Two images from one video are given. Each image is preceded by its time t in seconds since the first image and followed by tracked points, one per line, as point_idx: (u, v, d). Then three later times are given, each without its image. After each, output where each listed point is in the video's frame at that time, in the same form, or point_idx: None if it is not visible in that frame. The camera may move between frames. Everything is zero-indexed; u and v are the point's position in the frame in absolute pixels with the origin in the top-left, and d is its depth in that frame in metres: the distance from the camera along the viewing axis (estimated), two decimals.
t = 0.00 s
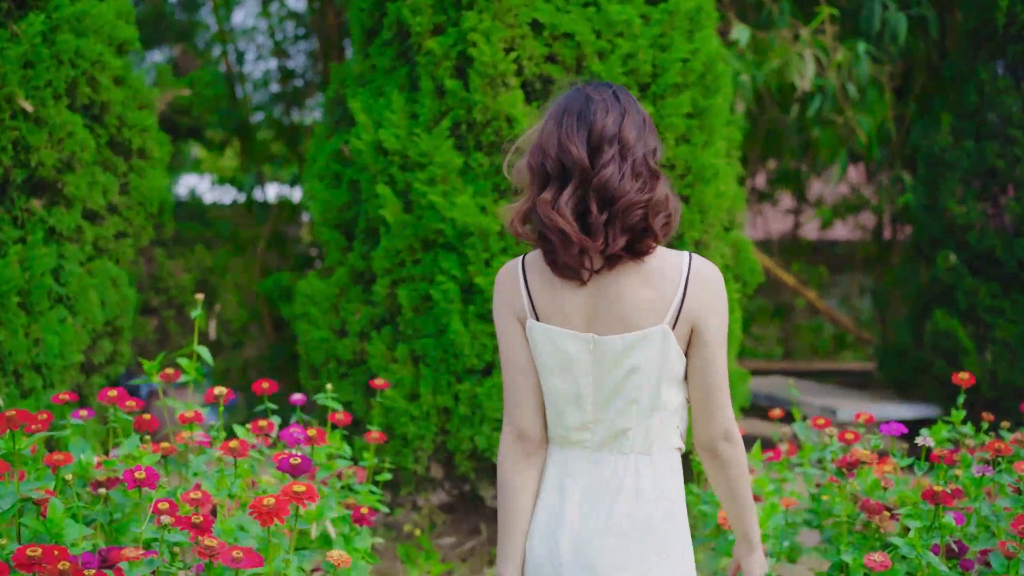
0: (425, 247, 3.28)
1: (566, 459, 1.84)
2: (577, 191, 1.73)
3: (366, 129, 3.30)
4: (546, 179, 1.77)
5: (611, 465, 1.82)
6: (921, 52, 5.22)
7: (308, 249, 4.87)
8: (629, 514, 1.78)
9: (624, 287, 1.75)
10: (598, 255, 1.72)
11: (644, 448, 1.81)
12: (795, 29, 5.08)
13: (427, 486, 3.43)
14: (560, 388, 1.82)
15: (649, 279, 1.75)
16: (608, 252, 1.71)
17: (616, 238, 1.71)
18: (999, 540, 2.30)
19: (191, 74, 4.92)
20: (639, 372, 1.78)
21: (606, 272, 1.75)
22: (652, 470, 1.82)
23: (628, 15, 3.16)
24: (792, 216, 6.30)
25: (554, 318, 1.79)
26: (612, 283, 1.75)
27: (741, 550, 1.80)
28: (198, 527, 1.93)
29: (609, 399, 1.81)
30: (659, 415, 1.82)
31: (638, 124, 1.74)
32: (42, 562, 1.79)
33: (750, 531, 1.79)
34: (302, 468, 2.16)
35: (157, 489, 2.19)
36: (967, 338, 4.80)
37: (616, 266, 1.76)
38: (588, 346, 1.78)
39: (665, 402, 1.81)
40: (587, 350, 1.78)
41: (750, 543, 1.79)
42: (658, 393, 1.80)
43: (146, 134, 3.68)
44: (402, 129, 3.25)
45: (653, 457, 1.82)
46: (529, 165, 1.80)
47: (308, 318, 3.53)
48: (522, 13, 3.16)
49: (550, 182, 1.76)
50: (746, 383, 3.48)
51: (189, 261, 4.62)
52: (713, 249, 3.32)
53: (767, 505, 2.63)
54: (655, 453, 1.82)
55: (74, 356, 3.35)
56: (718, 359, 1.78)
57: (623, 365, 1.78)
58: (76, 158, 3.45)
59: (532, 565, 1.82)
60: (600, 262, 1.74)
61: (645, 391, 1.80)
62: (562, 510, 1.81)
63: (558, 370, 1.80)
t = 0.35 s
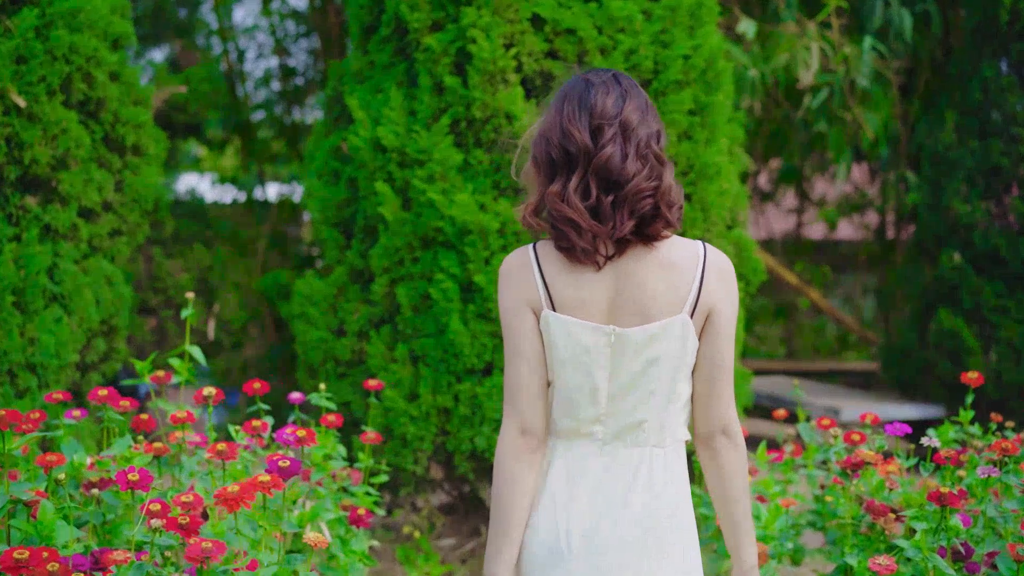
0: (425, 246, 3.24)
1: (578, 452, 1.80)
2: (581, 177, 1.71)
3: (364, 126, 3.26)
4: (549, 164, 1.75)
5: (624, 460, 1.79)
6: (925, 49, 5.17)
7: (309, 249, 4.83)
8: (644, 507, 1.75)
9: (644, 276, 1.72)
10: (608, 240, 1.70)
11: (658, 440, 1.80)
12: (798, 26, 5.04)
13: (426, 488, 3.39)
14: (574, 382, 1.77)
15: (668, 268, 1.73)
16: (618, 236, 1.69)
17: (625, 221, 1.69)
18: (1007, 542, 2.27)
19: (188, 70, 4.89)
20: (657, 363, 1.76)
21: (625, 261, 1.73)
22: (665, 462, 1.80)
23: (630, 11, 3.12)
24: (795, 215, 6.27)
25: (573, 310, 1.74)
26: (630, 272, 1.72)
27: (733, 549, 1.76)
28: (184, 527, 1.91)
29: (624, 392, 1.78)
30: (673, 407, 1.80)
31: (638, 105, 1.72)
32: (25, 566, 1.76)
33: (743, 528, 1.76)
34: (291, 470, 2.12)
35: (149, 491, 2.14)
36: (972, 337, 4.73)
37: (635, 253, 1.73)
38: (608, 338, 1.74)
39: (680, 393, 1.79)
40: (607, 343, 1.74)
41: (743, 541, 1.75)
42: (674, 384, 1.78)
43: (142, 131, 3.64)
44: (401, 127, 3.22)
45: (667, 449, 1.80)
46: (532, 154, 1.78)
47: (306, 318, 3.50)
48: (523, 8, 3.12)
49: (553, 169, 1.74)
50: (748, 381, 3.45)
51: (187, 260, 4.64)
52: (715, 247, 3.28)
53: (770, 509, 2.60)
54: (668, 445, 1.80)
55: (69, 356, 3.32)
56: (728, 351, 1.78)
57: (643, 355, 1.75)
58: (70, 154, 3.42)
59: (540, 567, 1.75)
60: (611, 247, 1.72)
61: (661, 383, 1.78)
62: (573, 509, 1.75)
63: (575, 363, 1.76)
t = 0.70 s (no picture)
0: (422, 243, 3.19)
1: (582, 449, 1.75)
2: (582, 164, 1.66)
3: (361, 121, 3.22)
4: (548, 154, 1.70)
5: (629, 457, 1.75)
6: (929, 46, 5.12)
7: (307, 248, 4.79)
8: (647, 505, 1.73)
9: (651, 266, 1.67)
10: (614, 228, 1.64)
11: (662, 435, 1.76)
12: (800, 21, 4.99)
13: (422, 489, 3.34)
14: (580, 377, 1.72)
15: (674, 258, 1.68)
16: (625, 224, 1.64)
17: (630, 209, 1.64)
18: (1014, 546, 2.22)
19: (183, 66, 4.84)
20: (664, 358, 1.71)
21: (631, 252, 1.67)
22: (667, 458, 1.77)
23: (629, 5, 3.08)
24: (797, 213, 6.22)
25: (580, 303, 1.67)
26: (637, 263, 1.67)
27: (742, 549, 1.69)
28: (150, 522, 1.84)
29: (631, 387, 1.73)
30: (677, 401, 1.76)
31: (637, 93, 1.67)
32: (3, 571, 1.73)
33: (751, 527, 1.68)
34: (279, 474, 2.07)
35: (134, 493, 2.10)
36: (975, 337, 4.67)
37: (640, 243, 1.68)
38: (617, 333, 1.68)
39: (684, 387, 1.75)
40: (616, 337, 1.68)
41: (751, 542, 1.68)
42: (680, 377, 1.74)
43: (134, 128, 3.60)
44: (398, 123, 3.17)
45: (669, 444, 1.77)
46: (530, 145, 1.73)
47: (302, 317, 3.45)
48: (523, 2, 3.07)
49: (553, 158, 1.69)
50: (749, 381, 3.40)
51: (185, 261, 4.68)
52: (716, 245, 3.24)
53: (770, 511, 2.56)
54: (670, 439, 1.77)
55: (62, 355, 3.28)
56: (734, 343, 1.73)
57: (651, 349, 1.70)
58: (62, 150, 3.38)
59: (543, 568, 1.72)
60: (617, 237, 1.66)
61: (667, 377, 1.73)
62: (578, 508, 1.73)
63: (582, 358, 1.70)
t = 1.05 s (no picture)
0: (418, 242, 3.15)
1: (576, 453, 1.71)
2: (571, 164, 1.62)
3: (357, 118, 3.18)
4: (539, 154, 1.66)
5: (623, 459, 1.71)
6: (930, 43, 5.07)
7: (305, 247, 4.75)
8: (644, 507, 1.70)
9: (643, 267, 1.63)
10: (603, 227, 1.61)
11: (655, 436, 1.73)
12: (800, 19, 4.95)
13: (418, 491, 3.30)
14: (573, 381, 1.67)
15: (667, 257, 1.64)
16: (615, 224, 1.60)
17: (621, 208, 1.60)
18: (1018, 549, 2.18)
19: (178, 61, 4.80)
20: (658, 359, 1.67)
21: (623, 252, 1.63)
22: (662, 459, 1.74)
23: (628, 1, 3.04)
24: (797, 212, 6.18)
25: (572, 306, 1.63)
26: (631, 264, 1.63)
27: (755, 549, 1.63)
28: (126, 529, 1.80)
29: (624, 389, 1.69)
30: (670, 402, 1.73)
31: (629, 92, 1.64)
32: None
33: (764, 526, 1.62)
34: (273, 478, 2.03)
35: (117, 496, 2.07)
36: (977, 337, 4.63)
37: (634, 243, 1.63)
38: (611, 337, 1.64)
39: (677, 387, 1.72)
40: (610, 341, 1.64)
41: (764, 542, 1.61)
42: (673, 378, 1.71)
43: (126, 125, 3.57)
44: (395, 119, 3.13)
45: (663, 445, 1.74)
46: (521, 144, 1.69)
47: (298, 316, 3.42)
48: None
49: (542, 157, 1.65)
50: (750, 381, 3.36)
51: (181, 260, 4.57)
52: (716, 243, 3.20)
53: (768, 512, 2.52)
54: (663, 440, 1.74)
55: (53, 355, 3.25)
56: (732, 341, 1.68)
57: (645, 351, 1.66)
58: (53, 148, 3.35)
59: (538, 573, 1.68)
60: (606, 236, 1.62)
61: (661, 378, 1.70)
62: (575, 510, 1.70)
63: (575, 362, 1.66)
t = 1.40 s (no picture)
0: (415, 242, 3.12)
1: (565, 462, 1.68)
2: (555, 171, 1.59)
3: (354, 118, 3.14)
4: (524, 162, 1.63)
5: (615, 466, 1.68)
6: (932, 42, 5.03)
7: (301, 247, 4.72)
8: (637, 514, 1.66)
9: (630, 274, 1.59)
10: (587, 235, 1.57)
11: (645, 444, 1.70)
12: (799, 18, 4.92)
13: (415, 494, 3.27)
14: (560, 391, 1.64)
15: (655, 264, 1.60)
16: (598, 230, 1.57)
17: (605, 214, 1.56)
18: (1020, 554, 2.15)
19: (174, 60, 4.76)
20: (647, 367, 1.64)
21: (610, 260, 1.59)
22: (653, 467, 1.70)
23: None
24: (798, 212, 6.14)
25: (558, 315, 1.59)
26: (617, 271, 1.59)
27: (765, 549, 1.59)
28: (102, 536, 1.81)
29: (613, 397, 1.66)
30: (661, 409, 1.70)
31: (616, 99, 1.61)
32: None
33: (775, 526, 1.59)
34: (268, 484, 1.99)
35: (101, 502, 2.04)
36: (979, 338, 4.59)
37: (619, 251, 1.60)
38: (597, 345, 1.60)
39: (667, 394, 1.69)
40: (597, 349, 1.60)
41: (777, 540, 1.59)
42: (663, 386, 1.67)
43: (120, 125, 3.53)
44: (391, 118, 3.10)
45: (653, 453, 1.71)
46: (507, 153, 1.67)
47: (293, 317, 3.38)
48: None
49: (527, 165, 1.62)
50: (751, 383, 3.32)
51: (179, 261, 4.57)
52: (715, 244, 3.16)
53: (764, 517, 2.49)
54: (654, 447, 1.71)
55: (45, 357, 3.22)
56: (725, 347, 1.65)
57: (633, 359, 1.62)
58: (45, 148, 3.33)
59: None
60: (591, 242, 1.58)
61: (651, 387, 1.66)
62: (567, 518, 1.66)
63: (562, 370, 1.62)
